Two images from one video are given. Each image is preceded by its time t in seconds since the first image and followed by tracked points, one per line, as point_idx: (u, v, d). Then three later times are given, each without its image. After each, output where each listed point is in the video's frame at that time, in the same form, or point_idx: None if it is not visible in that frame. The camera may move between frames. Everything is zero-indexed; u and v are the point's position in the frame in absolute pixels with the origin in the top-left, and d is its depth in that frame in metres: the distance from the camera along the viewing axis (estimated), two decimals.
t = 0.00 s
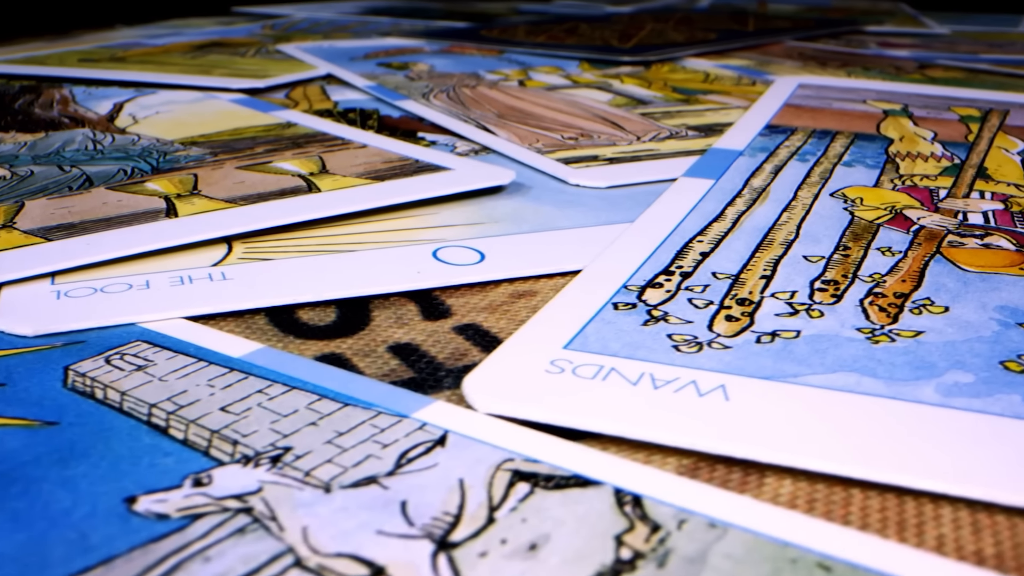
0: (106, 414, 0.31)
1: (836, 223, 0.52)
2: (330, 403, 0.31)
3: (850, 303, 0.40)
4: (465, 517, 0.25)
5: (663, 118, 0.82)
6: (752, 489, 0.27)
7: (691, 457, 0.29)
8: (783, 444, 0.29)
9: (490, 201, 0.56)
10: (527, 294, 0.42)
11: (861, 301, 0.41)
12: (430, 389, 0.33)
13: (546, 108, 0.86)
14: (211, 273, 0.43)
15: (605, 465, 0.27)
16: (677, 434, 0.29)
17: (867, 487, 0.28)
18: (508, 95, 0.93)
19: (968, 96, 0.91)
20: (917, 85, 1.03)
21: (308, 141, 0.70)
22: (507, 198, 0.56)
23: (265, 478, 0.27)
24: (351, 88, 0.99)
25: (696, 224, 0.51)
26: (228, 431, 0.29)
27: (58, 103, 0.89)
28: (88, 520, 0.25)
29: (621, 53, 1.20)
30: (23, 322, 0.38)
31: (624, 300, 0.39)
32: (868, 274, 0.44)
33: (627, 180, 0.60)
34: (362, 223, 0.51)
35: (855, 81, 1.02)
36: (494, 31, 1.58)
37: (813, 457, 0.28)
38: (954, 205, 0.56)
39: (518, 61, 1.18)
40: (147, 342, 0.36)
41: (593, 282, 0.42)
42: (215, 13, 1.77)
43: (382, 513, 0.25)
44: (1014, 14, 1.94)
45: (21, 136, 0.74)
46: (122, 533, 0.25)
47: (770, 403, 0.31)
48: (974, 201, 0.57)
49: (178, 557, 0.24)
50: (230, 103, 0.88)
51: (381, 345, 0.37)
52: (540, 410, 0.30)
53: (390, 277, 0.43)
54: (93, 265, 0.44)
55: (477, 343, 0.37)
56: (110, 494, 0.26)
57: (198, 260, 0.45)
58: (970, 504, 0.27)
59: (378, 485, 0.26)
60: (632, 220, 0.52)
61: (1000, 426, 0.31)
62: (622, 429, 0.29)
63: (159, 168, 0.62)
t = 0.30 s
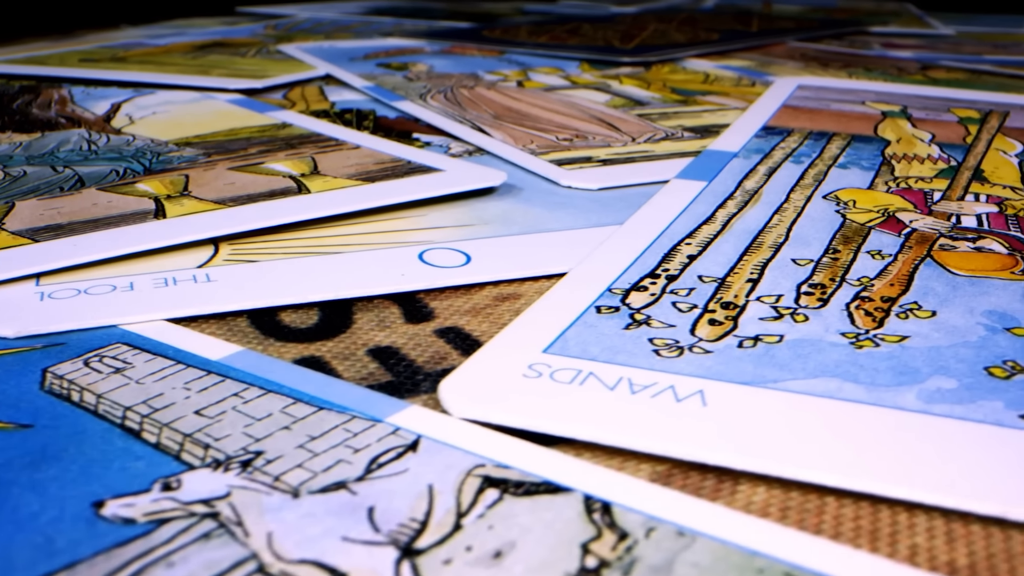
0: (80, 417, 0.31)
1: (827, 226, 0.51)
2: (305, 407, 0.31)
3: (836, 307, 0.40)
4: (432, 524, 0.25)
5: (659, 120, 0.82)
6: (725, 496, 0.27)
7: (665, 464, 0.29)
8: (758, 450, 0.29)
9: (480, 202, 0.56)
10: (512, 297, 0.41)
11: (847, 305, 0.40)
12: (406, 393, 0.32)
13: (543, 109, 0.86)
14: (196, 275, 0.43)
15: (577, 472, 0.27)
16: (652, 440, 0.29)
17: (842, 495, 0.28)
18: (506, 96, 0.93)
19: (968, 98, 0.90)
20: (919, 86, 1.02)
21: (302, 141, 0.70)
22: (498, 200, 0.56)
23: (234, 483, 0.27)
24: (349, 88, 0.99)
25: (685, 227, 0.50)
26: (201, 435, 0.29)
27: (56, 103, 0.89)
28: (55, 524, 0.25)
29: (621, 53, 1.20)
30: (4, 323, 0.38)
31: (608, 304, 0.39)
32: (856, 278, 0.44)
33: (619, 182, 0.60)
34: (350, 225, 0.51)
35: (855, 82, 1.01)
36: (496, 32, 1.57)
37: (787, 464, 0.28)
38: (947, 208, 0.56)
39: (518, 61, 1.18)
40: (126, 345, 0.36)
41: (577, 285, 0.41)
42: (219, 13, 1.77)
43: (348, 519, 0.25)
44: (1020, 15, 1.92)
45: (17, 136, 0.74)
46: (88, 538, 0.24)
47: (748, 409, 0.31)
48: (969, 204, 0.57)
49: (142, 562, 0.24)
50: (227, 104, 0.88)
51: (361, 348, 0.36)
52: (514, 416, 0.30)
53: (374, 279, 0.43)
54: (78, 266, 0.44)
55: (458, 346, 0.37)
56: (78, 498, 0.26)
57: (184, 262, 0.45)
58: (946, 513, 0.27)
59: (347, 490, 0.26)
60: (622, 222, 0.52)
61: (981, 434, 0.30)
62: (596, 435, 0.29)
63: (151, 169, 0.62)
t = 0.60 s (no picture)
0: (54, 420, 0.31)
1: (818, 229, 0.51)
2: (279, 411, 0.31)
3: (821, 311, 0.40)
4: (397, 530, 0.24)
5: (656, 121, 0.82)
6: (698, 503, 0.27)
7: (639, 470, 0.28)
8: (731, 457, 0.28)
9: (471, 204, 0.55)
10: (495, 300, 0.41)
11: (833, 309, 0.40)
12: (383, 397, 0.32)
13: (539, 109, 0.86)
14: (180, 276, 0.43)
15: (547, 477, 0.27)
16: (625, 446, 0.29)
17: (815, 503, 0.27)
18: (503, 97, 0.93)
19: (969, 99, 0.90)
20: (920, 87, 1.01)
21: (296, 142, 0.70)
22: (488, 202, 0.56)
23: (202, 487, 0.27)
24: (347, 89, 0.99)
25: (674, 229, 0.50)
26: (173, 439, 0.29)
27: (53, 103, 0.89)
28: (20, 528, 0.25)
29: (620, 54, 1.19)
30: None
31: (591, 307, 0.39)
32: (844, 281, 0.43)
33: (611, 184, 0.59)
34: (338, 226, 0.51)
35: (856, 83, 1.01)
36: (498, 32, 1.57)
37: (761, 471, 0.28)
38: (941, 210, 0.56)
39: (518, 62, 1.18)
40: (106, 347, 0.36)
41: (561, 288, 0.41)
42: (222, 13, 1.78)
43: (313, 525, 0.25)
44: None
45: (13, 136, 0.74)
46: (52, 542, 0.24)
47: (725, 414, 0.31)
48: (963, 207, 0.56)
49: (105, 568, 0.23)
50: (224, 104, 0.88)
51: (341, 350, 0.36)
52: (488, 421, 0.30)
53: (358, 281, 0.43)
54: (63, 267, 0.44)
55: (438, 349, 0.36)
56: (45, 502, 0.26)
57: (169, 263, 0.45)
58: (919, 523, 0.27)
59: (315, 496, 0.26)
60: (611, 224, 0.52)
61: (960, 441, 0.30)
62: (570, 440, 0.29)
63: (144, 169, 0.62)
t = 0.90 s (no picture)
0: (28, 423, 0.31)
1: (808, 231, 0.51)
2: (253, 415, 0.30)
3: (806, 315, 0.39)
4: (362, 537, 0.24)
5: (653, 122, 0.81)
6: (669, 510, 0.26)
7: (611, 476, 0.28)
8: (704, 464, 0.28)
9: (460, 206, 0.55)
10: (479, 303, 0.41)
11: (819, 313, 0.40)
12: (358, 401, 0.32)
13: (536, 110, 0.85)
14: (164, 278, 0.43)
15: (517, 484, 0.27)
16: (598, 452, 0.28)
17: (788, 511, 0.27)
18: (501, 98, 0.92)
19: (969, 101, 0.89)
20: (921, 88, 1.01)
21: (289, 143, 0.70)
22: (478, 203, 0.56)
23: (170, 492, 0.26)
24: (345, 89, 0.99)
25: (663, 232, 0.50)
26: (145, 442, 0.29)
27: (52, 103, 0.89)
28: None
29: (621, 54, 1.19)
30: None
31: (573, 310, 0.39)
32: (832, 285, 0.43)
33: (602, 186, 0.59)
34: (326, 228, 0.50)
35: (856, 84, 1.00)
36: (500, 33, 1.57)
37: (734, 478, 0.27)
38: (934, 213, 0.55)
39: (518, 62, 1.17)
40: (85, 349, 0.36)
41: (545, 291, 0.41)
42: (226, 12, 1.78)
43: (278, 530, 0.24)
44: None
45: (8, 137, 0.74)
46: (17, 547, 0.24)
47: (701, 420, 0.30)
48: (957, 209, 0.56)
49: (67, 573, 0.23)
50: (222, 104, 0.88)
51: (320, 354, 0.36)
52: (461, 426, 0.29)
53: (342, 284, 0.42)
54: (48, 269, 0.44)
55: (417, 353, 0.36)
56: (13, 505, 0.26)
57: (154, 265, 0.45)
58: (893, 532, 0.26)
59: (282, 501, 0.26)
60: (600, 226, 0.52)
61: (939, 449, 0.29)
62: (543, 446, 0.29)
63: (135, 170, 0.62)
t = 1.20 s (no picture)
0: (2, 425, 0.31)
1: (799, 234, 0.50)
2: (227, 419, 0.30)
3: (791, 320, 0.39)
4: (328, 543, 0.24)
5: (650, 123, 0.81)
6: (641, 518, 0.26)
7: (584, 483, 0.28)
8: (678, 471, 0.28)
9: (450, 207, 0.55)
10: (463, 306, 0.41)
11: (804, 318, 0.39)
12: (334, 405, 0.32)
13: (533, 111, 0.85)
14: (148, 280, 0.43)
15: (488, 489, 0.26)
16: (572, 458, 0.28)
17: (761, 519, 0.27)
18: (499, 99, 0.92)
19: (970, 102, 0.88)
20: (922, 90, 1.00)
21: (283, 144, 0.70)
22: (469, 205, 0.56)
23: (139, 496, 0.26)
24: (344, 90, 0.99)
25: (652, 234, 0.49)
26: (117, 446, 0.29)
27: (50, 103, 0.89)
28: None
29: (621, 54, 1.19)
30: None
31: (556, 314, 0.38)
32: (819, 289, 0.43)
33: (594, 188, 0.59)
34: (314, 230, 0.50)
35: (857, 85, 0.99)
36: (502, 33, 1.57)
37: (708, 486, 0.27)
38: (927, 216, 0.55)
39: (518, 63, 1.17)
40: (66, 351, 0.36)
41: (529, 294, 0.41)
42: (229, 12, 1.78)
43: (244, 536, 0.24)
44: None
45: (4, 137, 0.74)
46: None
47: (679, 426, 0.30)
48: (950, 212, 0.56)
49: None
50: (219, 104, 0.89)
51: (299, 357, 0.36)
52: (435, 431, 0.29)
53: (325, 286, 0.42)
54: (34, 271, 0.44)
55: (397, 357, 0.36)
56: None
57: (140, 266, 0.45)
58: (867, 542, 0.26)
59: (250, 506, 0.26)
60: (590, 229, 0.51)
61: (917, 456, 0.29)
62: (516, 452, 0.29)
63: (128, 171, 0.62)
